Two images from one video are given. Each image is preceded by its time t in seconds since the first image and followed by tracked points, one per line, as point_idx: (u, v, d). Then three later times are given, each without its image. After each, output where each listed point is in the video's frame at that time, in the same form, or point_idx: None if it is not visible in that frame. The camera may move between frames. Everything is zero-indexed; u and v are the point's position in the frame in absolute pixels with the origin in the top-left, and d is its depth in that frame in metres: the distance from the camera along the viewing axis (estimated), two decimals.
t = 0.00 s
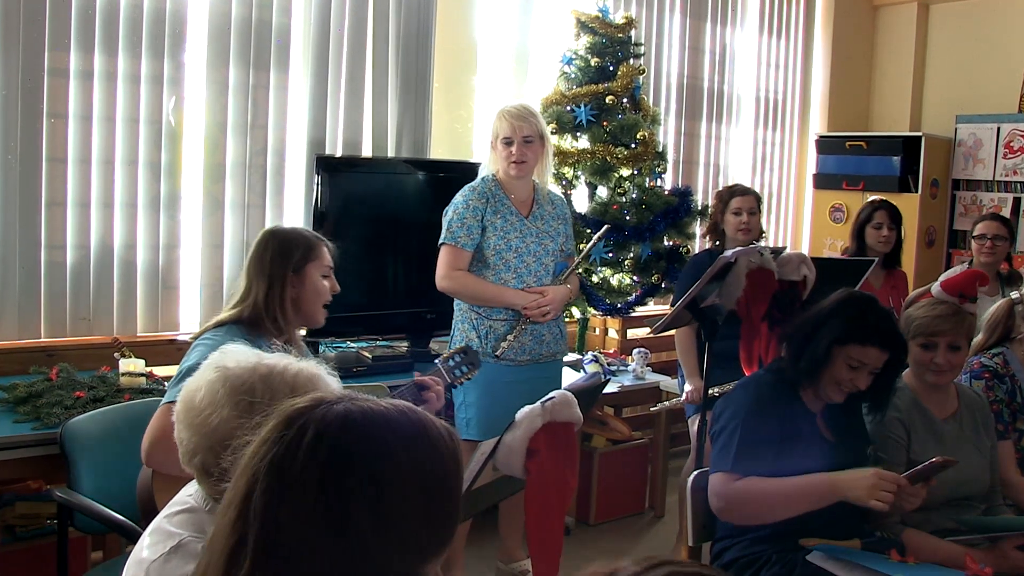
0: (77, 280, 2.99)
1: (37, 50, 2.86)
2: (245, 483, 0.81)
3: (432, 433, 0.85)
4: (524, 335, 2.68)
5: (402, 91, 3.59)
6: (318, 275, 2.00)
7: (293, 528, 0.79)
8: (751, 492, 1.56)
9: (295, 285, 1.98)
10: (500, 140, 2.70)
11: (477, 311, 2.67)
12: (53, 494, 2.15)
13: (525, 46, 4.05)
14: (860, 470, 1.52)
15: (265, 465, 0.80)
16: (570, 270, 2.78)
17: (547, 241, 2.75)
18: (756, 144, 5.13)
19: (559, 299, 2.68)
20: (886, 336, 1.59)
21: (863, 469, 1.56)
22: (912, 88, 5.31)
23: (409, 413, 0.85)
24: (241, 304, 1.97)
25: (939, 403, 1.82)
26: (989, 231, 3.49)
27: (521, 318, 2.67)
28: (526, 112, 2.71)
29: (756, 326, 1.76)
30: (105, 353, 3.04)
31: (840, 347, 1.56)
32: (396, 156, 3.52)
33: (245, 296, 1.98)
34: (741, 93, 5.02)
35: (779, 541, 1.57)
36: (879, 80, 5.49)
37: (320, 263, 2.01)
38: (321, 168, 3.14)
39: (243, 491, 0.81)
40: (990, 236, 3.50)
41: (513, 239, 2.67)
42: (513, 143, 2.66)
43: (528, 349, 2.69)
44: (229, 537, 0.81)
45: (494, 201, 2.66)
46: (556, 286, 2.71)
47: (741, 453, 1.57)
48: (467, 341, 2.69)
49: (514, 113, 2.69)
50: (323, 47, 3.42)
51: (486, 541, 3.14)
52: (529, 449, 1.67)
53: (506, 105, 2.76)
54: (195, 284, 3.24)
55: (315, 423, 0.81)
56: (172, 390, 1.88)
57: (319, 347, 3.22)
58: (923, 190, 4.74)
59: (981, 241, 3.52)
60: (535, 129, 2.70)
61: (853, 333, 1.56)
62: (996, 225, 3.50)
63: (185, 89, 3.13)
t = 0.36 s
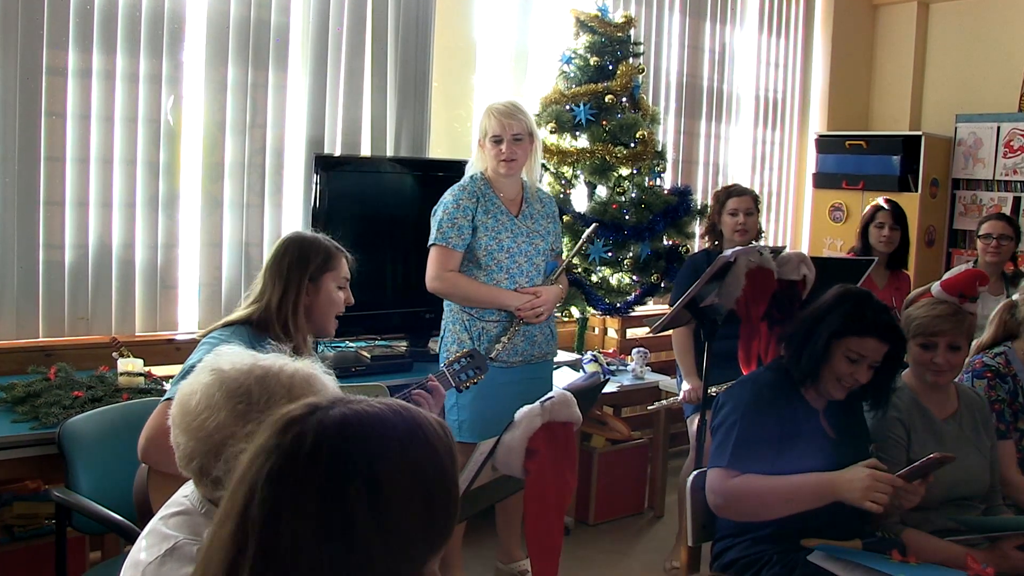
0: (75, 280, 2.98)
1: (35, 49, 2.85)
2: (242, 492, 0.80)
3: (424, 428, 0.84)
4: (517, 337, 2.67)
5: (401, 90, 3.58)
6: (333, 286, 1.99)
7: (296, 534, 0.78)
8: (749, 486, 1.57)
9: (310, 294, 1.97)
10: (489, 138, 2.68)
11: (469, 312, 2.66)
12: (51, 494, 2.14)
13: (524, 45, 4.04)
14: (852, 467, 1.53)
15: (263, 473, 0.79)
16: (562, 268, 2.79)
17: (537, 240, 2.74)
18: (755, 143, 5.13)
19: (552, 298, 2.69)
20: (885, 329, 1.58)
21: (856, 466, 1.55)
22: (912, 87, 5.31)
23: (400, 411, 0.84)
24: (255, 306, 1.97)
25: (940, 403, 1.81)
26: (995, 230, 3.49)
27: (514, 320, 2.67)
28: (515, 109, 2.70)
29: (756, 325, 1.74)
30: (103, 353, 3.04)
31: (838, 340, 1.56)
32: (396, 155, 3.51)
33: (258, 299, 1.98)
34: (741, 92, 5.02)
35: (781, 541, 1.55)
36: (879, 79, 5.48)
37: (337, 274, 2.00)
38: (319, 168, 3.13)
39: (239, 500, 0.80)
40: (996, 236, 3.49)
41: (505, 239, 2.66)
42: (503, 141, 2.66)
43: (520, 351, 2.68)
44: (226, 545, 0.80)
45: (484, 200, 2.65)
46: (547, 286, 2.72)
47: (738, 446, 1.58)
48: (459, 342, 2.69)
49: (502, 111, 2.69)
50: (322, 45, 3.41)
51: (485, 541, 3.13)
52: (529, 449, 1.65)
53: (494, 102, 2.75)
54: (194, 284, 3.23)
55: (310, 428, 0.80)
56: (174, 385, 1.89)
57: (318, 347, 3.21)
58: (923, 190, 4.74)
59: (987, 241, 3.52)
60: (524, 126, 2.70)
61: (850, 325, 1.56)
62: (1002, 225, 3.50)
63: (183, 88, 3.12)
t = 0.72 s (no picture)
0: (74, 280, 2.98)
1: (32, 48, 2.84)
2: (277, 494, 0.82)
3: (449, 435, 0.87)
4: (510, 338, 2.67)
5: (400, 89, 3.57)
6: (325, 282, 1.97)
7: (325, 536, 0.79)
8: (749, 484, 1.54)
9: (301, 290, 1.95)
10: (481, 136, 2.67)
11: (461, 312, 2.66)
12: (50, 494, 2.14)
13: (523, 44, 4.04)
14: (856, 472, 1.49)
15: (300, 475, 0.81)
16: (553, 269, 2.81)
17: (529, 241, 2.75)
18: (755, 142, 5.12)
19: (545, 299, 2.69)
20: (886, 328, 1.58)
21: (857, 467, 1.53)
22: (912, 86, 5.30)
23: (427, 415, 0.87)
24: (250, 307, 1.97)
25: (940, 403, 1.81)
26: (993, 230, 3.48)
27: (507, 320, 2.67)
28: (509, 108, 2.69)
29: (756, 324, 1.77)
30: (102, 353, 3.03)
31: (838, 339, 1.56)
32: (395, 154, 3.51)
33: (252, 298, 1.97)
34: (741, 91, 5.01)
35: (782, 541, 1.55)
36: (879, 78, 5.48)
37: (327, 270, 1.97)
38: (317, 167, 3.13)
39: (277, 502, 0.81)
40: (994, 236, 3.49)
41: (498, 239, 2.67)
42: (496, 140, 2.64)
43: (512, 352, 2.68)
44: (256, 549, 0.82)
45: (477, 200, 2.64)
46: (540, 286, 2.73)
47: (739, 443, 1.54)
48: (451, 343, 2.68)
49: (494, 109, 2.67)
50: (320, 43, 3.40)
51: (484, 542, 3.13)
52: (528, 449, 1.64)
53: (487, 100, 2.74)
54: (192, 284, 3.22)
55: (345, 432, 0.82)
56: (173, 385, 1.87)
57: (317, 347, 3.20)
58: (923, 189, 4.73)
59: (985, 240, 3.51)
60: (516, 125, 2.68)
61: (850, 323, 1.56)
62: (1000, 224, 3.49)
63: (181, 87, 3.12)
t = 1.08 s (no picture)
0: (72, 279, 2.97)
1: (31, 47, 2.84)
2: (269, 497, 0.82)
3: (437, 432, 0.87)
4: (507, 339, 2.67)
5: (399, 89, 3.57)
6: (288, 269, 1.98)
7: (319, 536, 0.80)
8: (748, 485, 1.52)
9: (270, 285, 1.96)
10: (477, 135, 2.66)
11: (458, 312, 2.65)
12: (48, 495, 2.13)
13: (522, 43, 4.03)
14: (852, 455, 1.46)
15: (292, 477, 0.81)
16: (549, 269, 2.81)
17: (527, 240, 2.74)
18: (754, 141, 5.12)
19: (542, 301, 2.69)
20: (882, 323, 1.46)
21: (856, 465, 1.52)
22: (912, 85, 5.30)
23: (414, 412, 0.88)
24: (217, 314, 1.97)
25: (940, 403, 1.80)
26: (990, 229, 3.50)
27: (504, 320, 2.66)
28: (506, 106, 2.69)
29: (756, 324, 1.75)
30: (100, 352, 3.03)
31: (835, 336, 1.44)
32: (393, 153, 3.50)
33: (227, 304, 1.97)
34: (740, 90, 5.01)
35: (784, 541, 1.48)
36: (878, 77, 5.47)
37: (288, 256, 1.99)
38: (316, 166, 3.12)
39: (270, 506, 0.82)
40: (990, 235, 3.50)
41: (494, 238, 2.65)
42: (493, 139, 2.63)
43: (508, 351, 2.68)
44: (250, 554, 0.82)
45: (474, 199, 2.63)
46: (537, 287, 2.72)
47: (737, 442, 1.52)
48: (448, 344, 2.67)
49: (492, 108, 2.67)
50: (319, 42, 3.40)
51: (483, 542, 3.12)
52: (528, 449, 1.64)
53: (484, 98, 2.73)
54: (191, 283, 3.22)
55: (333, 433, 0.82)
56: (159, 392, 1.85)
57: (315, 346, 3.20)
58: (923, 188, 4.72)
59: (981, 240, 3.52)
60: (513, 125, 2.67)
61: (847, 321, 1.44)
62: (996, 223, 3.52)
63: (181, 86, 3.11)
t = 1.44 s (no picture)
0: (70, 278, 2.96)
1: (29, 45, 2.83)
2: (268, 491, 0.83)
3: (436, 430, 0.88)
4: (514, 337, 2.67)
5: (397, 88, 3.56)
6: (294, 277, 2.00)
7: (318, 531, 0.81)
8: (752, 488, 1.55)
9: (275, 295, 1.96)
10: (480, 135, 2.65)
11: (465, 312, 2.63)
12: (46, 495, 2.13)
13: (521, 43, 4.02)
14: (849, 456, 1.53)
15: (291, 473, 0.82)
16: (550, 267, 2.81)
17: (528, 239, 2.74)
18: (754, 141, 5.11)
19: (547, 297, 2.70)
20: (881, 320, 1.54)
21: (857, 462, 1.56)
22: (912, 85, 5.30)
23: (413, 409, 0.88)
24: (213, 325, 1.93)
25: (939, 402, 1.82)
26: (983, 229, 3.46)
27: (511, 319, 2.66)
28: (508, 106, 2.68)
29: (755, 322, 1.75)
30: (98, 352, 3.02)
31: (835, 335, 1.53)
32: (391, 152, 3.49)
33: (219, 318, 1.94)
34: (740, 90, 5.00)
35: (783, 542, 1.56)
36: (878, 77, 5.47)
37: (294, 265, 2.00)
38: (315, 165, 3.11)
39: (269, 500, 0.83)
40: (984, 234, 3.47)
41: (500, 237, 2.65)
42: (496, 139, 2.63)
43: (515, 350, 2.68)
44: (250, 545, 0.83)
45: (478, 198, 2.63)
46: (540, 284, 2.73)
47: (740, 443, 1.57)
48: (454, 344, 2.65)
49: (494, 108, 2.66)
50: (318, 41, 3.39)
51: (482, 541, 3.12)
52: (527, 449, 1.64)
53: (487, 99, 2.73)
54: (188, 283, 3.21)
55: (333, 430, 0.83)
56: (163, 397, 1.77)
57: (314, 346, 3.19)
58: (923, 187, 4.72)
59: (975, 239, 3.50)
60: (515, 125, 2.67)
61: (844, 319, 1.53)
62: (990, 223, 3.47)
63: (178, 85, 3.10)
